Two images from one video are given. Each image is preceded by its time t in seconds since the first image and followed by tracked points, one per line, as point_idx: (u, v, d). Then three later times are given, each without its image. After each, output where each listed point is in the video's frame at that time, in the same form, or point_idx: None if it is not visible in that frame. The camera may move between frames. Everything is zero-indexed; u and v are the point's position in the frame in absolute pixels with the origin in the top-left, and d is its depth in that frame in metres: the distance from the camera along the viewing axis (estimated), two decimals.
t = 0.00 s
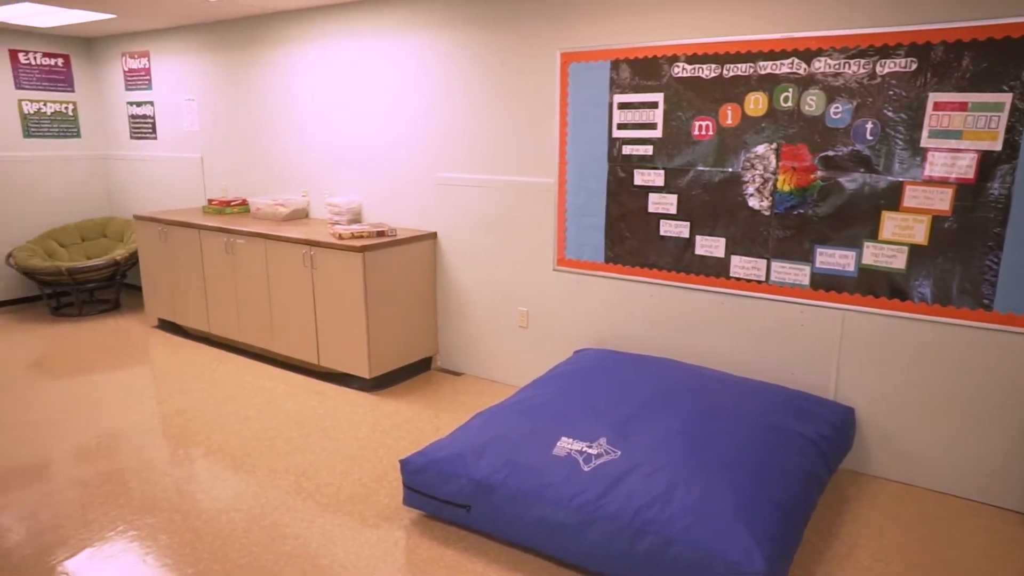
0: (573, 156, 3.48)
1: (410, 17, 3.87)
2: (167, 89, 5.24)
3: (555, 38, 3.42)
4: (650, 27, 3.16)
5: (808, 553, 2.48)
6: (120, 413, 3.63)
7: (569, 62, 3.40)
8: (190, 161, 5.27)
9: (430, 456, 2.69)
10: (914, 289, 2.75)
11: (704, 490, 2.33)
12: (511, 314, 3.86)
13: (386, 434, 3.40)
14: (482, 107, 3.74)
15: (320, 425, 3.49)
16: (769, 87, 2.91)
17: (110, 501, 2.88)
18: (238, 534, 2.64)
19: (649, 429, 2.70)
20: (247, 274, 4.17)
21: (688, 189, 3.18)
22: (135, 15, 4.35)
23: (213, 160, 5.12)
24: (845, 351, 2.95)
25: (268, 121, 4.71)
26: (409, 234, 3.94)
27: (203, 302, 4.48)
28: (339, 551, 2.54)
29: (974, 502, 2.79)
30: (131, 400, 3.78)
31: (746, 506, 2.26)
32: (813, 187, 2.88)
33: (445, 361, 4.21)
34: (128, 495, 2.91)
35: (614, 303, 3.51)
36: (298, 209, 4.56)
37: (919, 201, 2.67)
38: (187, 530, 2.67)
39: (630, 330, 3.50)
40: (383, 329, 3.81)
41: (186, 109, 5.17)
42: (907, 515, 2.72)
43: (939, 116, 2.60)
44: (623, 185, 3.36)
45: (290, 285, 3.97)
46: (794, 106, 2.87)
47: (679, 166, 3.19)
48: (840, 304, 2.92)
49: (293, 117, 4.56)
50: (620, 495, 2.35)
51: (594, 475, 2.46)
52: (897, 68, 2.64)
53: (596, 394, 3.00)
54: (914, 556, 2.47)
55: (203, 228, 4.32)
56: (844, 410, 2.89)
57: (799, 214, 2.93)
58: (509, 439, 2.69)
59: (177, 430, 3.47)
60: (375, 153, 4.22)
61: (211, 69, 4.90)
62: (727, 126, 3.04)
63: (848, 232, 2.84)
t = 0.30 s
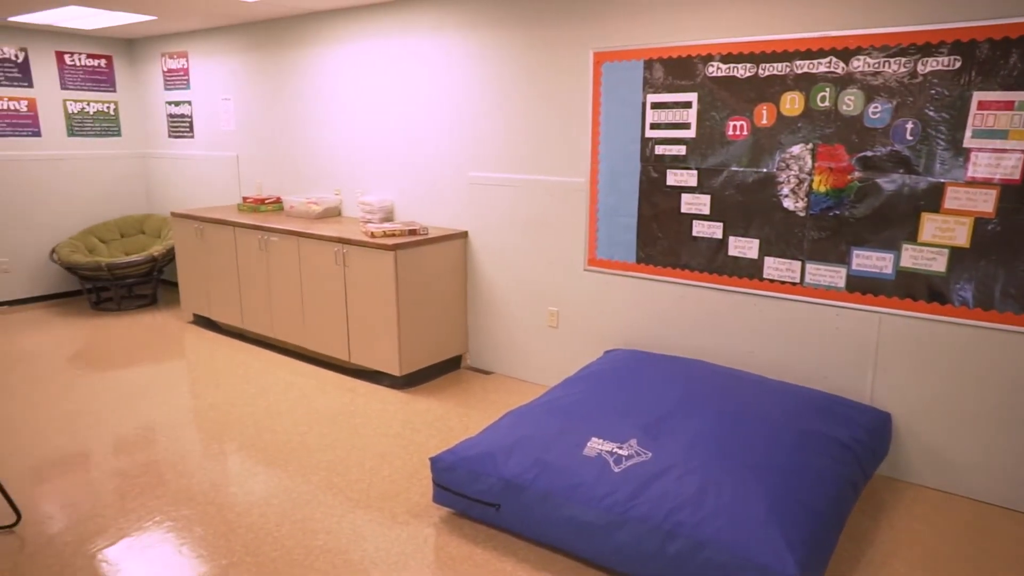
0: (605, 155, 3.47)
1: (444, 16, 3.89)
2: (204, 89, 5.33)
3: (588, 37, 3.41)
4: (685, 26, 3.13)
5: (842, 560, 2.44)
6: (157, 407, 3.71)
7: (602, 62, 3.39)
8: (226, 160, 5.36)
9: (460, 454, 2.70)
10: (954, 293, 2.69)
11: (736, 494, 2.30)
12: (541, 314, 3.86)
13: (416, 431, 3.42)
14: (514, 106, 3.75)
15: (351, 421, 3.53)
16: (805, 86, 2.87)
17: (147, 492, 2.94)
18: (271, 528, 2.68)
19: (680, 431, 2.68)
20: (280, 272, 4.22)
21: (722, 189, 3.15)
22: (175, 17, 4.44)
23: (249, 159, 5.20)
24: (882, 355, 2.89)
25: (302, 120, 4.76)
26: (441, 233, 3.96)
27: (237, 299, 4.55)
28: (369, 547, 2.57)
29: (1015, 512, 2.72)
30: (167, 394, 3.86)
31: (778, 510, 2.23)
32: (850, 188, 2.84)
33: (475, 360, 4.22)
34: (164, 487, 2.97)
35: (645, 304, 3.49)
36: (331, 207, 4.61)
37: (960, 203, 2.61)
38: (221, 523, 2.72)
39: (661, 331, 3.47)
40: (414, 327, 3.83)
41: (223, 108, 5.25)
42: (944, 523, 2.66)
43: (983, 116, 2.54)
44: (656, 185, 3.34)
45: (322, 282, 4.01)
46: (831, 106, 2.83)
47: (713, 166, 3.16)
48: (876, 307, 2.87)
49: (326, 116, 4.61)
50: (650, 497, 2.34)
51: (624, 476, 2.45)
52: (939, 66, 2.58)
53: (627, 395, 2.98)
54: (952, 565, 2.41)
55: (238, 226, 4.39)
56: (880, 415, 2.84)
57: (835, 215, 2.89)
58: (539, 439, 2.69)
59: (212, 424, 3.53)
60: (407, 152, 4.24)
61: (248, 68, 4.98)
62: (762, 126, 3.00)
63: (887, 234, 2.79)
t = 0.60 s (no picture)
0: (638, 155, 3.45)
1: (479, 17, 3.90)
2: (242, 89, 5.42)
3: (623, 36, 3.39)
4: (721, 25, 3.09)
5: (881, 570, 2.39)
6: (192, 401, 3.77)
7: (636, 61, 3.36)
8: (261, 159, 5.43)
9: (491, 453, 2.70)
10: (1001, 298, 2.62)
11: (771, 499, 2.27)
12: (572, 314, 3.85)
13: (446, 429, 3.43)
14: (547, 106, 3.74)
15: (382, 418, 3.55)
16: (845, 85, 2.82)
17: (183, 484, 2.99)
18: (303, 522, 2.71)
19: (714, 435, 2.65)
20: (313, 269, 4.27)
21: (757, 190, 3.11)
22: (214, 19, 4.52)
23: (284, 158, 5.26)
24: (922, 361, 2.83)
25: (336, 120, 4.81)
26: (473, 232, 3.97)
27: (271, 295, 4.61)
28: (399, 544, 2.58)
29: None
30: (202, 388, 3.92)
31: (815, 518, 2.19)
32: (891, 189, 2.78)
33: (505, 360, 4.22)
34: (199, 480, 3.02)
35: (676, 306, 3.46)
36: (363, 206, 4.64)
37: (1008, 205, 2.54)
38: (254, 516, 2.75)
39: (693, 333, 3.44)
40: (445, 326, 3.85)
41: (259, 108, 5.33)
42: (987, 535, 2.59)
43: None
44: (690, 186, 3.31)
45: (354, 280, 4.04)
46: (872, 106, 2.77)
47: (748, 167, 3.11)
48: (917, 312, 2.80)
49: (360, 116, 4.65)
50: (683, 500, 2.32)
51: (656, 478, 2.43)
52: (987, 64, 2.52)
53: (658, 397, 2.96)
54: None
55: (273, 224, 4.45)
56: (920, 422, 2.77)
57: (876, 217, 2.83)
58: (570, 439, 2.68)
59: (246, 419, 3.58)
60: (440, 152, 4.26)
61: (284, 69, 5.04)
62: (800, 126, 2.95)
63: (929, 237, 2.72)
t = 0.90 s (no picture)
0: (672, 155, 3.41)
1: (514, 17, 3.89)
2: (278, 89, 5.48)
3: (659, 35, 3.36)
4: (760, 23, 3.04)
5: None
6: (227, 396, 3.82)
7: (670, 61, 3.33)
8: (296, 158, 5.49)
9: (522, 453, 2.69)
10: None
11: (808, 507, 2.22)
12: (604, 315, 3.82)
13: (477, 429, 3.43)
14: (581, 106, 3.72)
15: (412, 417, 3.56)
16: (888, 84, 2.75)
17: (217, 478, 3.03)
18: (335, 518, 2.73)
19: (749, 440, 2.60)
20: (346, 267, 4.30)
21: (795, 191, 3.05)
22: (252, 20, 4.58)
23: (318, 157, 5.31)
24: (966, 368, 2.75)
25: (369, 120, 4.84)
26: (505, 232, 3.96)
27: (304, 293, 4.66)
28: (430, 542, 2.58)
29: None
30: (236, 384, 3.97)
31: (854, 527, 2.14)
32: (935, 191, 2.70)
33: (535, 360, 4.21)
34: (233, 474, 3.06)
35: (709, 308, 3.42)
36: (396, 205, 4.66)
37: None
38: (287, 511, 2.78)
39: (726, 336, 3.39)
40: (476, 325, 3.84)
41: (294, 108, 5.38)
42: None
43: None
44: (725, 187, 3.26)
45: (386, 278, 4.06)
46: (916, 105, 2.70)
47: (785, 167, 3.06)
48: (962, 317, 2.73)
49: (393, 116, 4.68)
50: (718, 506, 2.28)
51: (689, 482, 2.40)
52: None
53: (691, 400, 2.92)
54: None
55: (307, 222, 4.49)
56: (964, 431, 2.70)
57: (919, 220, 2.75)
58: (602, 441, 2.66)
59: (278, 415, 3.61)
60: (473, 151, 4.26)
61: (319, 69, 5.09)
62: (840, 126, 2.89)
63: (975, 240, 2.65)
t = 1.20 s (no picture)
0: (708, 155, 3.37)
1: (549, 16, 3.88)
2: (313, 89, 5.55)
3: (696, 34, 3.32)
4: (800, 22, 2.99)
5: None
6: (261, 392, 3.87)
7: (707, 60, 3.30)
8: (330, 157, 5.55)
9: (554, 454, 2.68)
10: None
11: (846, 514, 2.18)
12: (636, 316, 3.79)
13: (508, 429, 3.43)
14: (615, 105, 3.70)
15: (443, 416, 3.57)
16: (933, 84, 2.68)
17: (252, 473, 3.07)
18: (366, 515, 2.74)
19: (785, 445, 2.56)
20: (379, 266, 4.33)
21: (834, 193, 3.00)
22: (289, 21, 4.63)
23: (352, 157, 5.36)
24: (1012, 375, 2.67)
25: (403, 120, 4.87)
26: (537, 232, 3.96)
27: (337, 291, 4.70)
28: (461, 541, 2.58)
29: None
30: (270, 380, 4.02)
31: (894, 536, 2.09)
32: (981, 194, 2.63)
33: (567, 361, 4.19)
34: (267, 469, 3.09)
35: (743, 311, 3.38)
36: (429, 205, 4.68)
37: None
38: (320, 507, 2.80)
39: (761, 339, 3.34)
40: (508, 325, 3.84)
41: (329, 107, 5.44)
42: None
43: None
44: (762, 188, 3.22)
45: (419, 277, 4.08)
46: (962, 105, 2.63)
47: (824, 168, 3.01)
48: (1007, 323, 2.65)
49: (427, 115, 4.70)
50: (753, 511, 2.24)
51: (724, 487, 2.36)
52: None
53: (725, 403, 2.88)
54: None
55: (341, 221, 4.53)
56: (1008, 440, 2.62)
57: (963, 223, 2.69)
58: (635, 444, 2.64)
59: (312, 411, 3.65)
60: (507, 151, 4.26)
61: (354, 70, 5.14)
62: (882, 126, 2.83)
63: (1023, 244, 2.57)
